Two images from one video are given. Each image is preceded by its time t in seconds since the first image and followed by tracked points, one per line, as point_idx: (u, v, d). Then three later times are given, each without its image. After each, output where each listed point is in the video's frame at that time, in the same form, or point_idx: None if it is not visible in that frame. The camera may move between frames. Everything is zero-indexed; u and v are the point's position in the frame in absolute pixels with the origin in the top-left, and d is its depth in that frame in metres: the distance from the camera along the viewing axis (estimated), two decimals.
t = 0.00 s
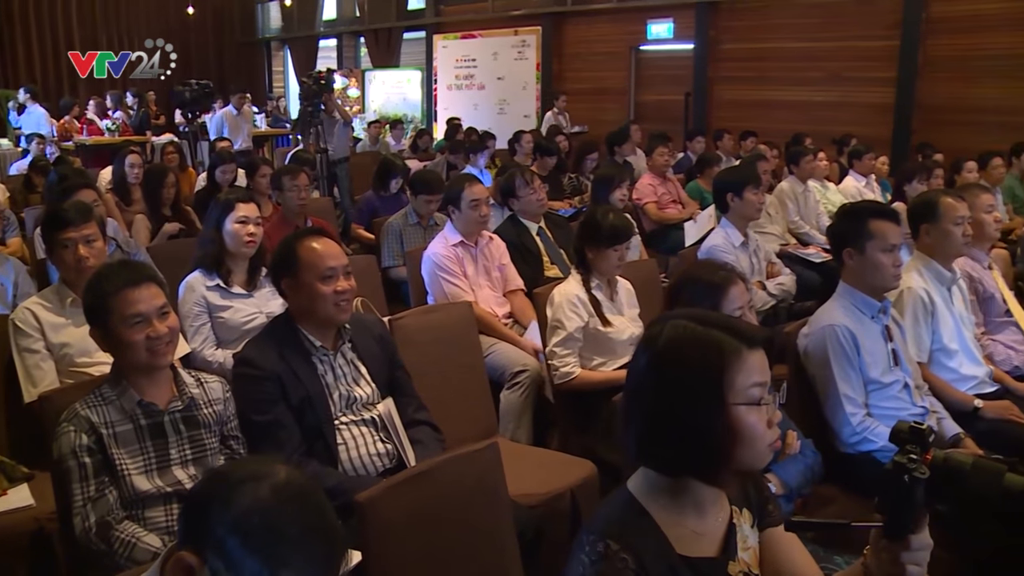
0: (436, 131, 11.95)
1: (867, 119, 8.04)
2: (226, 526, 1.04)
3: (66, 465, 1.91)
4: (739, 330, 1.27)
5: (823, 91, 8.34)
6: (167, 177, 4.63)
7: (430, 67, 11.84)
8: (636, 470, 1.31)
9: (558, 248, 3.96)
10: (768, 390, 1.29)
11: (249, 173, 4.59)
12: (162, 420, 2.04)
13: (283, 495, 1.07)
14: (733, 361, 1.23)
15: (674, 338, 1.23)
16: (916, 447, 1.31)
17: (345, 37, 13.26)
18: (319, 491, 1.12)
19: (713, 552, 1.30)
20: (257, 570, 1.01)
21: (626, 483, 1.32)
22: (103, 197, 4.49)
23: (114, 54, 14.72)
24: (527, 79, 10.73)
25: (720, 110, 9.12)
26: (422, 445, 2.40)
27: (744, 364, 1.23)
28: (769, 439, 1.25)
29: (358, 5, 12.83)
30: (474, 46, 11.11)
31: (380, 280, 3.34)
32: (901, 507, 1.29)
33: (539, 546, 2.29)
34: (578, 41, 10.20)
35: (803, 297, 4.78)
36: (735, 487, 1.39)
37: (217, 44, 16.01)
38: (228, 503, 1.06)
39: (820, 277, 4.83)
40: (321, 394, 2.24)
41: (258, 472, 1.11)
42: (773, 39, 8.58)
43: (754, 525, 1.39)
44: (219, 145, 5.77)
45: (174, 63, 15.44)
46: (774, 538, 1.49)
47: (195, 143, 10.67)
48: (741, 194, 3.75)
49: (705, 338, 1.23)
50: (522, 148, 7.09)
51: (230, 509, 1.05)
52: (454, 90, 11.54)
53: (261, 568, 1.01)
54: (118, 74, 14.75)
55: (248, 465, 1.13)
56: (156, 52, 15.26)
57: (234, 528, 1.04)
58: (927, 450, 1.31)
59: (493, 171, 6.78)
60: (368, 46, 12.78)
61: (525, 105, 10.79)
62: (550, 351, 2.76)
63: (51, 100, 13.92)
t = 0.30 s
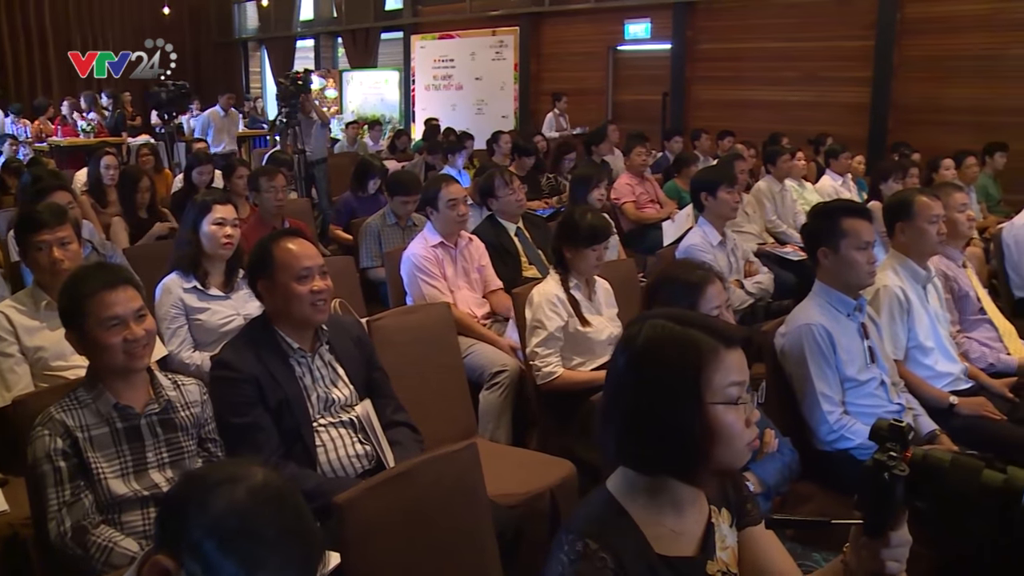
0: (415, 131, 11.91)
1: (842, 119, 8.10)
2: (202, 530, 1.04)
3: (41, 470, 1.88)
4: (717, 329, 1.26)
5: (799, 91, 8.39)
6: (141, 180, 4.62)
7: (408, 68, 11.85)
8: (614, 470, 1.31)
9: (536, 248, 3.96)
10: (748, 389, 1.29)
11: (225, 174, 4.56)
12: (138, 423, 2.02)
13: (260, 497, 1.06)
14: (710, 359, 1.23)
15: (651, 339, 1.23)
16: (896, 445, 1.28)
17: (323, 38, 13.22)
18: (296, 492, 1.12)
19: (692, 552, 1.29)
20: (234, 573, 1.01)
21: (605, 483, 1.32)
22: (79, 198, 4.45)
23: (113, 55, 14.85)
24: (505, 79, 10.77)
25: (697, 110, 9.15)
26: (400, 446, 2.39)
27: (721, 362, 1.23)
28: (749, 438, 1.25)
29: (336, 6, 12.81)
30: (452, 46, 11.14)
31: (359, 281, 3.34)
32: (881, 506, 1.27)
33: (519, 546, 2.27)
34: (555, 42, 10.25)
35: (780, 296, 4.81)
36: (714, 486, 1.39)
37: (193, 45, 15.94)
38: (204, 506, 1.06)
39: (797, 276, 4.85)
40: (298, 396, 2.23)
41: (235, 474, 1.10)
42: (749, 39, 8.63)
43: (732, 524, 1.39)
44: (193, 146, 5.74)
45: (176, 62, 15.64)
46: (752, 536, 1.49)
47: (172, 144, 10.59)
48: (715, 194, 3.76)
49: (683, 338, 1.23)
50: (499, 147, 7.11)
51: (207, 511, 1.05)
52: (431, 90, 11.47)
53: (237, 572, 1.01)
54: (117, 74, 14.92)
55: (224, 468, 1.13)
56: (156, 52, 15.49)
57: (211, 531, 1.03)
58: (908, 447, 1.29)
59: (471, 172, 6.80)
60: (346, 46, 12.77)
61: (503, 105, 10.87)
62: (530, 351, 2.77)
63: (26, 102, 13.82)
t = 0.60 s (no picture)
0: (395, 131, 12.03)
1: (822, 119, 8.14)
2: (181, 533, 1.03)
3: (20, 473, 1.87)
4: (695, 328, 1.27)
5: (778, 91, 8.43)
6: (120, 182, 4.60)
7: (390, 68, 11.86)
8: (594, 469, 1.31)
9: (518, 248, 3.97)
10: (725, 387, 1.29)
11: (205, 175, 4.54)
12: (119, 426, 2.01)
13: (240, 500, 1.06)
14: (688, 359, 1.23)
15: (632, 338, 1.23)
16: (872, 441, 1.26)
17: (304, 38, 13.20)
18: (276, 495, 1.11)
19: (672, 548, 1.30)
20: None
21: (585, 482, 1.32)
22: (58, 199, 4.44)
23: (114, 54, 15.22)
24: (487, 79, 10.81)
25: (679, 110, 9.18)
26: (383, 447, 2.39)
27: (699, 361, 1.23)
28: (725, 436, 1.26)
29: (316, 6, 12.80)
30: (434, 47, 11.17)
31: (340, 282, 3.34)
32: (859, 500, 1.23)
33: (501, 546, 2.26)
34: (535, 42, 10.29)
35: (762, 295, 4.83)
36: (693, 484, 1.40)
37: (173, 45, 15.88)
38: (184, 510, 1.05)
39: (778, 275, 4.89)
40: (280, 399, 2.22)
41: (213, 477, 1.09)
42: (729, 39, 8.67)
43: (713, 521, 1.39)
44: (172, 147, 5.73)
45: (176, 62, 15.78)
46: (733, 533, 1.49)
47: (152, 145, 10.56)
48: (692, 194, 3.79)
49: (663, 338, 1.23)
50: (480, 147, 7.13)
51: (186, 515, 1.04)
52: (413, 90, 11.60)
53: None
54: (117, 73, 15.28)
55: (203, 470, 1.12)
56: (155, 52, 15.64)
57: (189, 534, 1.03)
58: (884, 443, 1.27)
59: (452, 172, 6.81)
60: (327, 47, 12.77)
61: (485, 105, 10.94)
62: (511, 351, 2.77)
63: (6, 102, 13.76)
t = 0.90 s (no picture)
0: (378, 132, 12.02)
1: (804, 119, 8.18)
2: (162, 534, 1.03)
3: None
4: (676, 327, 1.26)
5: (760, 91, 8.47)
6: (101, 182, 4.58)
7: (373, 69, 11.86)
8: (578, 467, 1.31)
9: (501, 249, 3.98)
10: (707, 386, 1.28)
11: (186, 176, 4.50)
12: (100, 428, 1.99)
13: (221, 502, 1.05)
14: (665, 356, 1.23)
15: (611, 336, 1.23)
16: (849, 438, 1.26)
17: (286, 38, 13.17)
18: (257, 496, 1.11)
19: (658, 543, 1.30)
20: None
21: (568, 480, 1.32)
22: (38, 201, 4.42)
23: (113, 54, 15.41)
24: (469, 80, 10.83)
25: (661, 110, 9.22)
26: (367, 448, 2.39)
27: (676, 359, 1.22)
28: (704, 435, 1.25)
29: (298, 6, 12.77)
30: (416, 47, 11.17)
31: (322, 283, 3.34)
32: (836, 498, 1.22)
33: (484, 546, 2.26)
34: (518, 43, 10.30)
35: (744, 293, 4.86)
36: (675, 480, 1.40)
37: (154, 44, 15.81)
38: (165, 512, 1.04)
39: (760, 273, 4.93)
40: (263, 400, 2.21)
41: (195, 479, 1.08)
42: (710, 40, 8.70)
43: (695, 517, 1.39)
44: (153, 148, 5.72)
45: (175, 62, 15.71)
46: (713, 529, 1.49)
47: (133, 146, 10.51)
48: (674, 194, 3.81)
49: (641, 336, 1.23)
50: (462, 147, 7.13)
51: (168, 517, 1.04)
52: (396, 91, 11.61)
53: None
54: (117, 73, 15.52)
55: (185, 471, 1.11)
56: (155, 52, 15.63)
57: (171, 536, 1.03)
58: (860, 441, 1.27)
59: (434, 173, 6.82)
60: (309, 47, 12.74)
61: (467, 105, 10.95)
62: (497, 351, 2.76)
63: None
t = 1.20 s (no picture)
0: (367, 133, 12.01)
1: (793, 119, 8.20)
2: (150, 536, 1.03)
3: None
4: (658, 327, 1.26)
5: (749, 91, 8.49)
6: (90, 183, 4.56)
7: (362, 69, 11.85)
8: (566, 466, 1.32)
9: (491, 249, 3.98)
10: (690, 388, 1.28)
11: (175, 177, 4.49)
12: (89, 430, 1.98)
13: (210, 503, 1.04)
14: (645, 357, 1.23)
15: (593, 334, 1.24)
16: (845, 438, 1.24)
17: (275, 38, 13.13)
18: (247, 498, 1.10)
19: (646, 542, 1.30)
20: None
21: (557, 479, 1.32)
22: (24, 203, 4.40)
23: (114, 54, 15.39)
24: (459, 80, 10.82)
25: (650, 110, 9.23)
26: (357, 449, 2.39)
27: (656, 360, 1.22)
28: (683, 437, 1.24)
29: (287, 6, 12.73)
30: (406, 48, 11.16)
31: (312, 283, 3.34)
32: (833, 498, 1.20)
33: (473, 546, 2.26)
34: (508, 43, 10.30)
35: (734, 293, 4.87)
36: (665, 480, 1.39)
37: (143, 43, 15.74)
38: (153, 513, 1.04)
39: (750, 272, 4.95)
40: (252, 401, 2.21)
41: (184, 480, 1.07)
42: (699, 40, 8.72)
43: (685, 517, 1.38)
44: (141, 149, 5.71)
45: (175, 62, 15.60)
46: (706, 527, 1.48)
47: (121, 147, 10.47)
48: (664, 194, 3.82)
49: (621, 336, 1.23)
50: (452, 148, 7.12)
51: (156, 519, 1.03)
52: (385, 92, 11.59)
53: None
54: (117, 73, 15.45)
55: (175, 472, 1.11)
56: (155, 52, 15.56)
57: (158, 539, 1.02)
58: (856, 440, 1.25)
59: (424, 173, 6.81)
60: (298, 48, 12.70)
61: (457, 105, 10.95)
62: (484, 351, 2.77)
63: None
